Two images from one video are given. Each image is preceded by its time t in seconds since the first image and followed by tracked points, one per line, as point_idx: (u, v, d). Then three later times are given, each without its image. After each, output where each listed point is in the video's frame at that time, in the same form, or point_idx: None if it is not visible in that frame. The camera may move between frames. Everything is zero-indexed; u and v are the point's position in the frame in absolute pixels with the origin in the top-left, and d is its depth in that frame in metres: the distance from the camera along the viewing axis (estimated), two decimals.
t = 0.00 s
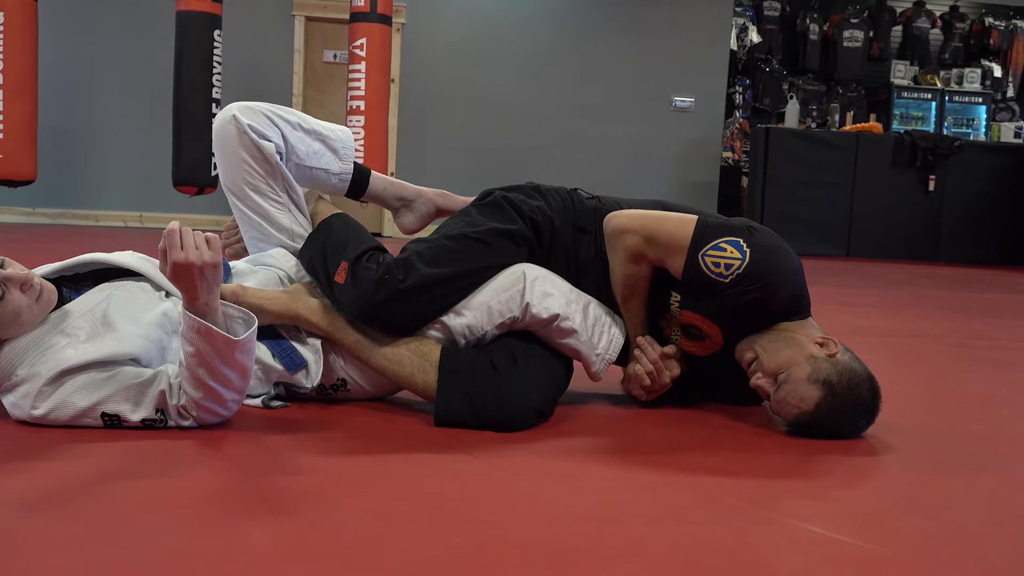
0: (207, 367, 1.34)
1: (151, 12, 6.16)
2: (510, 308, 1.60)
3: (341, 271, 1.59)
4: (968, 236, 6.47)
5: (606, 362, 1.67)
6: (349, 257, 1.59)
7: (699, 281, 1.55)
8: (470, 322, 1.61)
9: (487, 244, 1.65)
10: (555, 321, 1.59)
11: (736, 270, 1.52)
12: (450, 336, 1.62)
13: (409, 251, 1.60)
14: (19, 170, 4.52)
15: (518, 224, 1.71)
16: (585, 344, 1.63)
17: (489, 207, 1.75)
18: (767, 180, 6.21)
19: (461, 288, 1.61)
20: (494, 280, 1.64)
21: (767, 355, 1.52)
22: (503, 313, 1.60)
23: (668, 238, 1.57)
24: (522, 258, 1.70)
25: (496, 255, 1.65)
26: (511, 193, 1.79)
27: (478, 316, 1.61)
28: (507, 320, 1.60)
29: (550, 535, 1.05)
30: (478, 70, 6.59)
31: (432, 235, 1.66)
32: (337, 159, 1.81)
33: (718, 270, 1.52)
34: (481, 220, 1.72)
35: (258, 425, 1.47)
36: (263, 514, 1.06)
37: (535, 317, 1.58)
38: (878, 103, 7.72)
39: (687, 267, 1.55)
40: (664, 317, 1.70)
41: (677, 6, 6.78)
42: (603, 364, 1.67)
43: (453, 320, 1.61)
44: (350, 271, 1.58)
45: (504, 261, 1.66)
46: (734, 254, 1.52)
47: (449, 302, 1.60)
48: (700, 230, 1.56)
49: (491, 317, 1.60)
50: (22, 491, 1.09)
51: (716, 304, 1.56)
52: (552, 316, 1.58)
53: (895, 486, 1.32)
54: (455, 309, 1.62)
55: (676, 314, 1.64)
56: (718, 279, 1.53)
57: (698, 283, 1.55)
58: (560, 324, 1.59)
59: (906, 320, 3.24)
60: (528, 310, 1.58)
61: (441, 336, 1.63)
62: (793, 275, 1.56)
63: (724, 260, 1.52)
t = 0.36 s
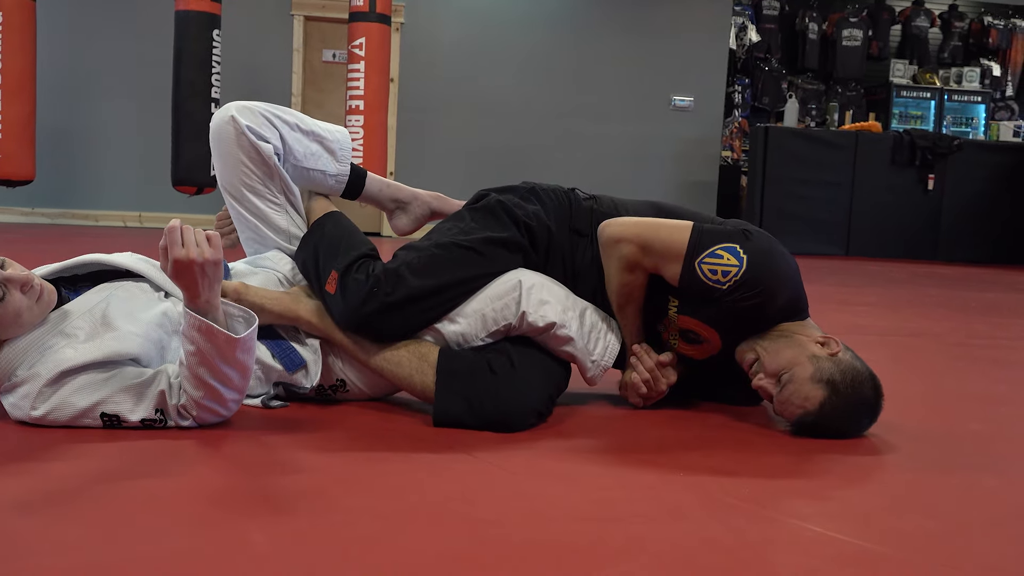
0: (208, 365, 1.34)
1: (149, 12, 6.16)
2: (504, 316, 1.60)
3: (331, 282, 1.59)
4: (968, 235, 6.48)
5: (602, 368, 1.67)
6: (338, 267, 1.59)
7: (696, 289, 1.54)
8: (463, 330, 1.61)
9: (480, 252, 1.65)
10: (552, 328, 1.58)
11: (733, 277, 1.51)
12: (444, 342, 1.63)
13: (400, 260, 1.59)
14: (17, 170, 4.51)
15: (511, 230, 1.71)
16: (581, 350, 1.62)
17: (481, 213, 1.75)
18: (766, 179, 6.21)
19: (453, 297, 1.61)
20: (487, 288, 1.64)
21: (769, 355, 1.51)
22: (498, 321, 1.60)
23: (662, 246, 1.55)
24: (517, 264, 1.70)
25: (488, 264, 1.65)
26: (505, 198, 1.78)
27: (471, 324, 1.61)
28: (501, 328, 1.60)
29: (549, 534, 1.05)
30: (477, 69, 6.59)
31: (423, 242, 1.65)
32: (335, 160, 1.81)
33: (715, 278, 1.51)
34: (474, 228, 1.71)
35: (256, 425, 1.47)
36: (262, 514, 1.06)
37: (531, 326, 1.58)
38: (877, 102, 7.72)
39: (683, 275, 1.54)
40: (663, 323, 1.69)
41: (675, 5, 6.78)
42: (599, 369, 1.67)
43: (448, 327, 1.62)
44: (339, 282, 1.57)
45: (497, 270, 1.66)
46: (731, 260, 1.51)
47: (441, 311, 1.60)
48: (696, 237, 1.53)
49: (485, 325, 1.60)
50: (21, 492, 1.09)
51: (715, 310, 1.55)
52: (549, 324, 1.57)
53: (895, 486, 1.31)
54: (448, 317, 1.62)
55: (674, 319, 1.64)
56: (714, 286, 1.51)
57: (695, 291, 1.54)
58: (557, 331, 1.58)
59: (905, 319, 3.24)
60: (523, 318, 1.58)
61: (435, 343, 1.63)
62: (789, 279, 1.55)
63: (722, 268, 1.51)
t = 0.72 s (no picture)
0: (210, 362, 1.34)
1: (149, 12, 6.16)
2: (504, 317, 1.60)
3: (330, 282, 1.59)
4: (968, 234, 6.48)
5: (602, 369, 1.66)
6: (338, 267, 1.59)
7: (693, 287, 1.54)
8: (462, 331, 1.61)
9: (479, 254, 1.64)
10: (552, 330, 1.58)
11: (730, 275, 1.51)
12: (443, 343, 1.63)
13: (399, 261, 1.59)
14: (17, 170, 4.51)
15: (511, 233, 1.71)
16: (581, 352, 1.62)
17: (481, 216, 1.75)
18: (766, 179, 6.22)
19: (452, 298, 1.61)
20: (486, 289, 1.64)
21: (769, 354, 1.51)
22: (497, 322, 1.60)
23: (659, 245, 1.56)
24: (518, 266, 1.71)
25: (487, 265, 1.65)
26: (504, 201, 1.78)
27: (471, 325, 1.61)
28: (500, 329, 1.61)
29: (549, 533, 1.05)
30: (476, 69, 6.59)
31: (422, 244, 1.65)
32: (335, 161, 1.81)
33: (711, 275, 1.51)
34: (473, 230, 1.71)
35: (258, 424, 1.47)
36: (262, 514, 1.06)
37: (531, 327, 1.58)
38: (877, 102, 7.72)
39: (680, 273, 1.54)
40: (662, 323, 1.70)
41: (674, 4, 6.78)
42: (599, 371, 1.67)
43: (447, 328, 1.62)
44: (338, 282, 1.58)
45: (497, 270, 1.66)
46: (727, 258, 1.51)
47: (441, 312, 1.60)
48: (693, 236, 1.55)
49: (484, 326, 1.61)
50: (21, 493, 1.09)
51: (715, 307, 1.56)
52: (549, 326, 1.57)
53: (894, 486, 1.31)
54: (447, 318, 1.62)
55: (673, 319, 1.65)
56: (710, 284, 1.52)
57: (692, 288, 1.55)
58: (557, 333, 1.58)
59: (904, 319, 3.24)
60: (523, 320, 1.58)
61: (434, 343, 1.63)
62: (786, 276, 1.55)
63: (717, 265, 1.51)
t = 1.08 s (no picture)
0: (219, 349, 1.35)
1: (149, 11, 6.15)
2: (503, 318, 1.60)
3: (332, 278, 1.59)
4: (968, 235, 6.48)
5: (601, 370, 1.66)
6: (340, 264, 1.59)
7: (683, 281, 1.55)
8: (462, 330, 1.61)
9: (479, 254, 1.65)
10: (552, 331, 1.58)
11: (719, 266, 1.51)
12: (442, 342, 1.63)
13: (400, 260, 1.60)
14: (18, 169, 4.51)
15: (511, 234, 1.71)
16: (580, 353, 1.62)
17: (481, 219, 1.75)
18: (766, 179, 6.22)
19: (452, 297, 1.61)
20: (486, 289, 1.64)
21: (765, 352, 1.51)
22: (496, 322, 1.61)
23: (649, 240, 1.57)
24: (518, 267, 1.71)
25: (487, 265, 1.65)
26: (503, 204, 1.79)
27: (470, 325, 1.61)
28: (499, 329, 1.61)
29: (549, 533, 1.05)
30: (477, 69, 6.58)
31: (423, 244, 1.65)
32: (339, 163, 1.81)
33: (701, 267, 1.52)
34: (472, 232, 1.72)
35: (259, 423, 1.46)
36: (263, 513, 1.05)
37: (531, 328, 1.58)
38: (877, 102, 7.72)
39: (670, 268, 1.55)
40: (658, 321, 1.70)
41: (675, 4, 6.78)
42: (598, 372, 1.66)
43: (447, 327, 1.62)
44: (339, 278, 1.58)
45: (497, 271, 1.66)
46: (716, 249, 1.52)
47: (441, 311, 1.61)
48: (680, 229, 1.56)
49: (483, 326, 1.61)
50: (22, 491, 1.09)
51: (711, 300, 1.56)
52: (549, 326, 1.57)
53: (896, 486, 1.31)
54: (447, 317, 1.62)
55: (669, 317, 1.66)
56: (701, 275, 1.52)
57: (684, 282, 1.56)
58: (557, 333, 1.58)
59: (906, 319, 3.24)
60: (522, 320, 1.58)
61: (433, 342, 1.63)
62: (775, 263, 1.54)
63: (707, 257, 1.52)
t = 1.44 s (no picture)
0: (229, 341, 1.36)
1: (155, 8, 6.15)
2: (509, 313, 1.59)
3: (342, 270, 1.59)
4: (972, 237, 6.47)
5: (609, 366, 1.65)
6: (351, 256, 1.59)
7: (685, 265, 1.58)
8: (468, 326, 1.61)
9: (489, 250, 1.65)
10: (557, 326, 1.58)
11: (721, 247, 1.55)
12: (448, 338, 1.63)
13: (409, 256, 1.61)
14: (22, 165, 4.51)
15: (519, 232, 1.71)
16: (586, 349, 1.62)
17: (488, 217, 1.76)
18: (770, 180, 6.21)
19: (461, 291, 1.61)
20: (492, 286, 1.64)
21: (773, 336, 1.52)
22: (502, 318, 1.60)
23: (652, 228, 1.60)
24: (524, 265, 1.71)
25: (495, 261, 1.65)
26: (510, 204, 1.79)
27: (476, 320, 1.61)
28: (505, 324, 1.60)
29: (555, 532, 1.05)
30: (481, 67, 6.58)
31: (432, 240, 1.66)
32: (346, 160, 1.80)
33: (703, 250, 1.55)
34: (480, 229, 1.72)
35: (262, 422, 1.46)
36: (268, 512, 1.05)
37: (536, 323, 1.57)
38: (882, 103, 7.71)
39: (673, 254, 1.58)
40: (662, 314, 1.69)
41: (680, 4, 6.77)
42: (606, 368, 1.65)
43: (453, 323, 1.61)
44: (350, 271, 1.57)
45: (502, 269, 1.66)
46: (717, 232, 1.55)
47: (449, 308, 1.61)
48: (681, 215, 1.59)
49: (489, 321, 1.60)
50: (26, 489, 1.09)
51: (712, 285, 1.59)
52: (554, 322, 1.57)
53: (900, 489, 1.31)
54: (453, 313, 1.62)
55: (674, 309, 1.66)
56: (704, 259, 1.55)
57: (687, 267, 1.58)
58: (562, 329, 1.58)
59: (909, 321, 3.23)
60: (528, 315, 1.58)
61: (440, 338, 1.63)
62: (776, 249, 1.57)
63: (708, 240, 1.55)
